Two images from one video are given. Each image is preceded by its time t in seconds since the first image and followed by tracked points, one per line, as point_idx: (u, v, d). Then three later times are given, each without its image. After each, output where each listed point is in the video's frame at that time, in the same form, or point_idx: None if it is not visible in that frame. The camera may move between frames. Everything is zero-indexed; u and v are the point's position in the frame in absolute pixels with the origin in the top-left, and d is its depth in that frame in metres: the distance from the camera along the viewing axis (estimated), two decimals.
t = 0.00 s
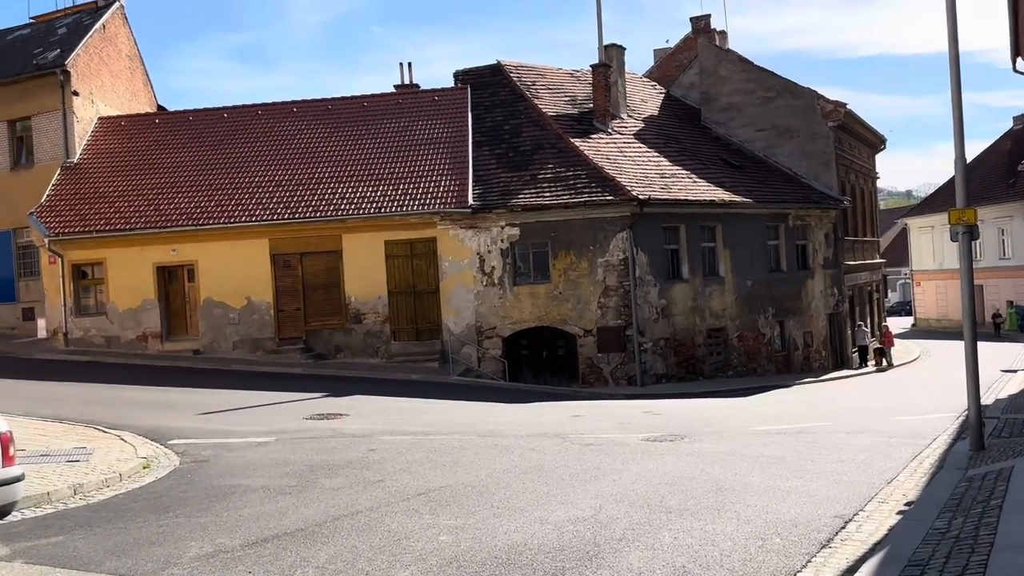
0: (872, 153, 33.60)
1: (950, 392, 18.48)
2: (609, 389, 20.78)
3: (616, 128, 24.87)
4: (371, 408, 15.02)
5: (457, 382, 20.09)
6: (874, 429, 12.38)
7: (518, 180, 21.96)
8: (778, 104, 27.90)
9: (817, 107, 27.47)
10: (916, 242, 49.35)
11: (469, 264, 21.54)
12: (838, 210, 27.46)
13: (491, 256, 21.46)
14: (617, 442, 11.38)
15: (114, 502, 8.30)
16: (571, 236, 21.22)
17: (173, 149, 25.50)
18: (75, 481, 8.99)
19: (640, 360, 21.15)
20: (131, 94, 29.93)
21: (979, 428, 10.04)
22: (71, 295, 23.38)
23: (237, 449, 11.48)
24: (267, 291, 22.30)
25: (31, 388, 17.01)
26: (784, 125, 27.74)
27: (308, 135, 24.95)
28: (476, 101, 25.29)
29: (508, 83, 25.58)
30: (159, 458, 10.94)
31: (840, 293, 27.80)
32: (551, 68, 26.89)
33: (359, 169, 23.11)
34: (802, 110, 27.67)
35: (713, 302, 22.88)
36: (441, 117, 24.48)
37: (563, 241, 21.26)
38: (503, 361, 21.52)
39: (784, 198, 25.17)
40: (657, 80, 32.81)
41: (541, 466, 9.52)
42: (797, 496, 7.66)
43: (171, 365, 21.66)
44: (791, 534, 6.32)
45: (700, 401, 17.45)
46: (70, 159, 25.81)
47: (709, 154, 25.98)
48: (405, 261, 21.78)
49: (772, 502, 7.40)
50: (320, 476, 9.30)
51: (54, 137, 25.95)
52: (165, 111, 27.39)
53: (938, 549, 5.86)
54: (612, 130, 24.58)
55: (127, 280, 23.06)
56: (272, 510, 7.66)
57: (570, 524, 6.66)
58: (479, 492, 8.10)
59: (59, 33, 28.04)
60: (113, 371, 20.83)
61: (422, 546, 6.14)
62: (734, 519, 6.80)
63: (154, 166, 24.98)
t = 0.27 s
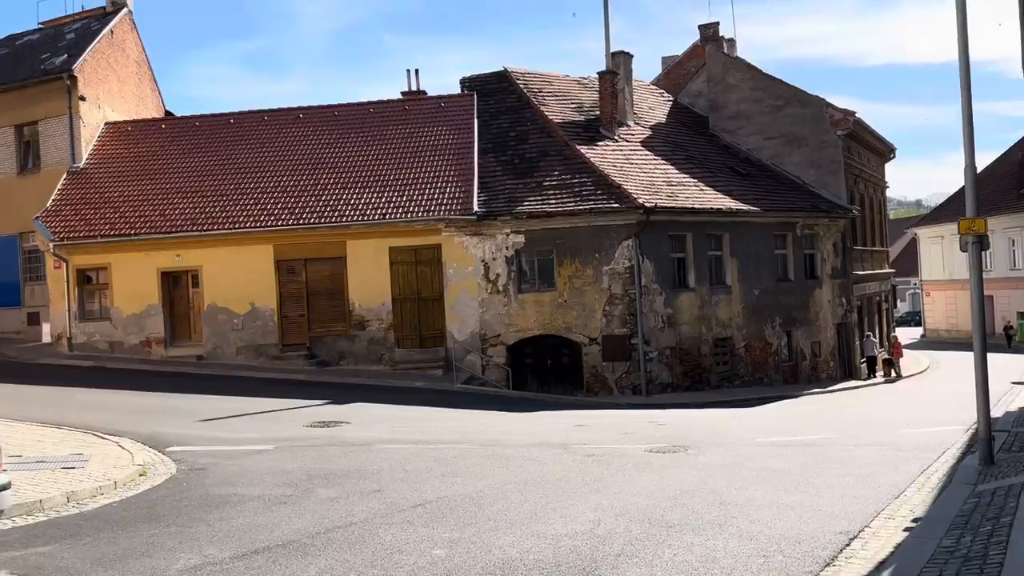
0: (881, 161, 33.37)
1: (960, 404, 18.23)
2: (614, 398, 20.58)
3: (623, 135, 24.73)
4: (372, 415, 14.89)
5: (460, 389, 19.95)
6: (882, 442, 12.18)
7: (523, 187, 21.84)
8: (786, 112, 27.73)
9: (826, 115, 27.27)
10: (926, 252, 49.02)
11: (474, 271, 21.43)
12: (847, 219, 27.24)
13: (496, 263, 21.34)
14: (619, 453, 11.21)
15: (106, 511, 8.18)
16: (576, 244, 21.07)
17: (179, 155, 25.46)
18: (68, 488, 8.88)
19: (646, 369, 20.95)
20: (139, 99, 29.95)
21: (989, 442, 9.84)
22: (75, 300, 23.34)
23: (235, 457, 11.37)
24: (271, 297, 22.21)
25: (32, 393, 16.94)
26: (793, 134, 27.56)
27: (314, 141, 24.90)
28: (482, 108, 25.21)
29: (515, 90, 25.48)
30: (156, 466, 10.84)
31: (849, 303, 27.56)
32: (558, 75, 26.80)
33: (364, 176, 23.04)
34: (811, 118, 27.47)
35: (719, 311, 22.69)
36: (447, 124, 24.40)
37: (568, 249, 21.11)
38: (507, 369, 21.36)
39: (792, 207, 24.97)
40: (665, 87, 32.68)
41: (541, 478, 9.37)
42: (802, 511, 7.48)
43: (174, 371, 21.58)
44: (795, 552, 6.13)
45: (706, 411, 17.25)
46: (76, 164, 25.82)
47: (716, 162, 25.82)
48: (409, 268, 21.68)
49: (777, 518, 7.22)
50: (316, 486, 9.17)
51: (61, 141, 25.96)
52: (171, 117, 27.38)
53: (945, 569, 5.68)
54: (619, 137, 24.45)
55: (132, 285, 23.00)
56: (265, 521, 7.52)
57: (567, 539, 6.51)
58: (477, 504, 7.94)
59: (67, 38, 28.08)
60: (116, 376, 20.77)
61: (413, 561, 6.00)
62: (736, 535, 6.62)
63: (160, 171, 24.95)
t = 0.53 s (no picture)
0: (901, 169, 32.98)
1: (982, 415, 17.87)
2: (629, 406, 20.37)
3: (639, 141, 24.57)
4: (382, 422, 14.80)
5: (473, 397, 19.81)
6: (900, 453, 11.92)
7: (538, 194, 21.73)
8: (804, 118, 27.47)
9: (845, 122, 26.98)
10: (948, 261, 48.43)
11: (487, 278, 21.32)
12: (866, 227, 26.90)
13: (509, 270, 21.21)
14: (631, 463, 11.03)
15: (108, 517, 8.10)
16: (590, 251, 20.92)
17: (195, 161, 25.54)
18: (72, 494, 8.82)
19: (661, 378, 20.72)
20: (157, 107, 30.14)
21: (1011, 454, 9.58)
22: (91, 305, 23.43)
23: (243, 464, 11.29)
24: (285, 303, 22.20)
25: (45, 398, 16.98)
26: (811, 140, 27.28)
27: (329, 147, 24.91)
28: (497, 114, 25.14)
29: (530, 96, 25.40)
30: (163, 472, 10.78)
31: (868, 311, 27.19)
32: (574, 82, 26.69)
33: (378, 182, 23.01)
34: (830, 125, 27.20)
35: (736, 319, 22.43)
36: (462, 130, 24.34)
37: (582, 256, 20.96)
38: (521, 377, 21.20)
39: (810, 214, 24.69)
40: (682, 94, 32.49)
41: (549, 487, 9.21)
42: (815, 524, 7.28)
43: (188, 376, 21.60)
44: (806, 567, 5.95)
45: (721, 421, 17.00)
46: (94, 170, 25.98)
47: (733, 168, 25.59)
48: (422, 275, 21.61)
49: (788, 531, 7.03)
50: (322, 494, 9.06)
51: (79, 148, 26.13)
52: (188, 124, 27.49)
53: None
54: (634, 144, 24.29)
55: (147, 291, 23.07)
56: (267, 529, 7.41)
57: (572, 551, 6.35)
58: (482, 514, 7.79)
59: (87, 46, 28.31)
60: (131, 382, 20.80)
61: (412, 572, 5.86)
62: (746, 549, 6.43)
63: (176, 177, 25.03)
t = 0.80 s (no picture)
0: (939, 166, 32.30)
1: None
2: (658, 408, 20.14)
3: (668, 140, 24.32)
4: (408, 423, 14.75)
5: (501, 398, 19.70)
6: (936, 457, 11.60)
7: (565, 194, 21.59)
8: (838, 116, 27.02)
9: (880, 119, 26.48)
10: (988, 260, 47.40)
11: (515, 279, 21.22)
12: (903, 225, 26.35)
13: (537, 271, 21.09)
14: (657, 465, 10.85)
15: (131, 517, 8.11)
16: (619, 251, 20.73)
17: (226, 165, 25.76)
18: (97, 494, 8.85)
19: (691, 380, 20.45)
20: (190, 111, 30.48)
21: None
22: (125, 307, 23.72)
23: (267, 464, 11.30)
24: (315, 305, 22.29)
25: (79, 399, 17.20)
26: (845, 138, 26.81)
27: (358, 150, 25.00)
28: (525, 115, 25.06)
29: (558, 96, 25.26)
30: (189, 472, 10.82)
31: (905, 312, 26.64)
32: (603, 81, 26.51)
33: (406, 184, 23.04)
34: (865, 122, 26.74)
35: (769, 320, 22.09)
36: (490, 131, 24.30)
37: (610, 256, 20.77)
38: (549, 378, 21.06)
39: (845, 212, 24.24)
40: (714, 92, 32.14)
41: (571, 490, 9.07)
42: (844, 529, 7.07)
43: (219, 377, 21.78)
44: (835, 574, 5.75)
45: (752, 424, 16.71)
46: (128, 174, 26.33)
47: (765, 167, 25.23)
48: (450, 277, 21.58)
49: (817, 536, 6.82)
50: (343, 494, 9.02)
51: (114, 152, 26.51)
52: (220, 127, 27.73)
53: None
54: (664, 143, 24.05)
55: (179, 293, 23.28)
56: (286, 530, 7.37)
57: (593, 555, 6.23)
58: (503, 517, 7.68)
59: (122, 51, 28.72)
60: (163, 383, 21.02)
61: None
62: (772, 555, 6.25)
63: (208, 180, 25.27)
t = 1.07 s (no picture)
0: (979, 147, 31.49)
1: None
2: (688, 395, 19.89)
3: (699, 123, 23.93)
4: (434, 410, 14.69)
5: (528, 385, 19.58)
6: (974, 444, 11.27)
7: (593, 179, 21.35)
8: (874, 96, 26.42)
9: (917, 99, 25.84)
10: None
11: (542, 265, 21.05)
12: (940, 208, 25.74)
13: (564, 256, 20.90)
14: (684, 452, 10.67)
15: (153, 502, 8.09)
16: (648, 236, 20.46)
17: (254, 153, 25.84)
18: (121, 479, 8.88)
19: (722, 366, 20.16)
20: (220, 100, 30.63)
21: None
22: (157, 295, 23.93)
23: (292, 449, 11.29)
24: (343, 292, 22.32)
25: (110, 385, 17.38)
26: (881, 119, 26.21)
27: (386, 136, 24.93)
28: (553, 99, 24.81)
29: (587, 80, 24.97)
30: (214, 457, 10.85)
31: (943, 297, 26.05)
32: (632, 64, 26.15)
33: (433, 170, 22.93)
34: (902, 103, 26.14)
35: (802, 305, 21.70)
36: (517, 116, 24.10)
37: (639, 241, 20.52)
38: (577, 364, 20.90)
39: (880, 195, 23.71)
40: (746, 74, 31.60)
41: (594, 477, 8.92)
42: (875, 518, 6.84)
43: (249, 364, 21.91)
44: (866, 564, 5.54)
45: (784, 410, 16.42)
46: (159, 162, 26.53)
47: (798, 149, 24.75)
48: (477, 263, 21.48)
49: (847, 525, 6.61)
50: (365, 480, 8.96)
51: (145, 141, 26.73)
52: (249, 115, 27.82)
53: None
54: (694, 125, 23.67)
55: (209, 281, 23.42)
56: (305, 515, 7.32)
57: (613, 543, 6.08)
58: (524, 504, 7.55)
59: (152, 40, 28.90)
60: (193, 369, 21.18)
61: (443, 563, 5.66)
62: (800, 544, 6.04)
63: (237, 168, 25.37)
